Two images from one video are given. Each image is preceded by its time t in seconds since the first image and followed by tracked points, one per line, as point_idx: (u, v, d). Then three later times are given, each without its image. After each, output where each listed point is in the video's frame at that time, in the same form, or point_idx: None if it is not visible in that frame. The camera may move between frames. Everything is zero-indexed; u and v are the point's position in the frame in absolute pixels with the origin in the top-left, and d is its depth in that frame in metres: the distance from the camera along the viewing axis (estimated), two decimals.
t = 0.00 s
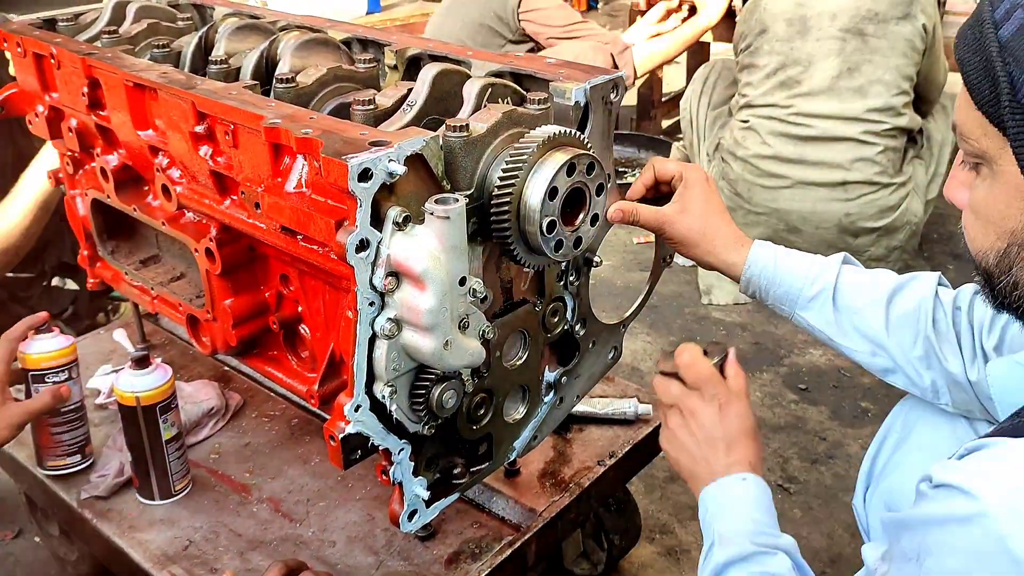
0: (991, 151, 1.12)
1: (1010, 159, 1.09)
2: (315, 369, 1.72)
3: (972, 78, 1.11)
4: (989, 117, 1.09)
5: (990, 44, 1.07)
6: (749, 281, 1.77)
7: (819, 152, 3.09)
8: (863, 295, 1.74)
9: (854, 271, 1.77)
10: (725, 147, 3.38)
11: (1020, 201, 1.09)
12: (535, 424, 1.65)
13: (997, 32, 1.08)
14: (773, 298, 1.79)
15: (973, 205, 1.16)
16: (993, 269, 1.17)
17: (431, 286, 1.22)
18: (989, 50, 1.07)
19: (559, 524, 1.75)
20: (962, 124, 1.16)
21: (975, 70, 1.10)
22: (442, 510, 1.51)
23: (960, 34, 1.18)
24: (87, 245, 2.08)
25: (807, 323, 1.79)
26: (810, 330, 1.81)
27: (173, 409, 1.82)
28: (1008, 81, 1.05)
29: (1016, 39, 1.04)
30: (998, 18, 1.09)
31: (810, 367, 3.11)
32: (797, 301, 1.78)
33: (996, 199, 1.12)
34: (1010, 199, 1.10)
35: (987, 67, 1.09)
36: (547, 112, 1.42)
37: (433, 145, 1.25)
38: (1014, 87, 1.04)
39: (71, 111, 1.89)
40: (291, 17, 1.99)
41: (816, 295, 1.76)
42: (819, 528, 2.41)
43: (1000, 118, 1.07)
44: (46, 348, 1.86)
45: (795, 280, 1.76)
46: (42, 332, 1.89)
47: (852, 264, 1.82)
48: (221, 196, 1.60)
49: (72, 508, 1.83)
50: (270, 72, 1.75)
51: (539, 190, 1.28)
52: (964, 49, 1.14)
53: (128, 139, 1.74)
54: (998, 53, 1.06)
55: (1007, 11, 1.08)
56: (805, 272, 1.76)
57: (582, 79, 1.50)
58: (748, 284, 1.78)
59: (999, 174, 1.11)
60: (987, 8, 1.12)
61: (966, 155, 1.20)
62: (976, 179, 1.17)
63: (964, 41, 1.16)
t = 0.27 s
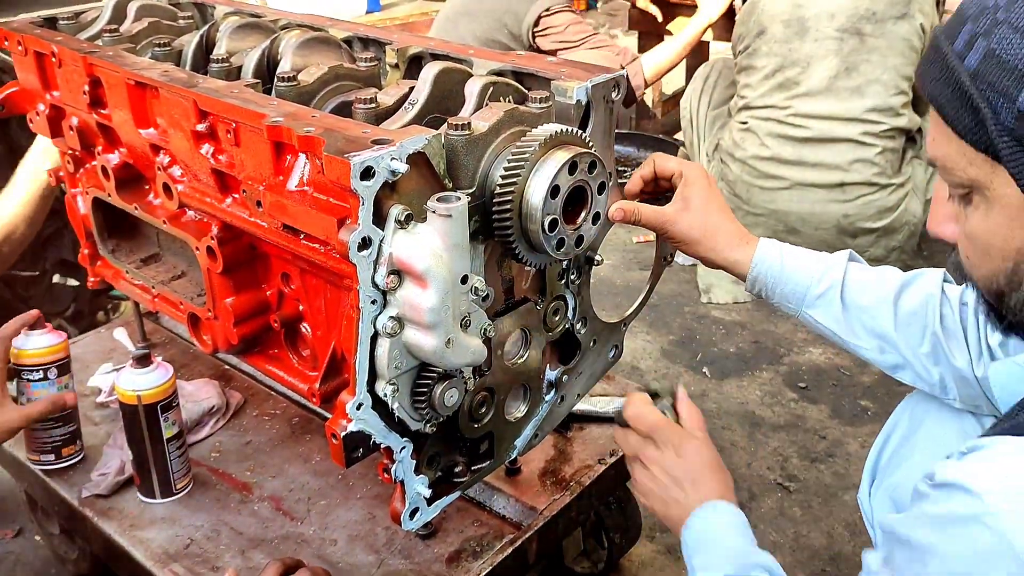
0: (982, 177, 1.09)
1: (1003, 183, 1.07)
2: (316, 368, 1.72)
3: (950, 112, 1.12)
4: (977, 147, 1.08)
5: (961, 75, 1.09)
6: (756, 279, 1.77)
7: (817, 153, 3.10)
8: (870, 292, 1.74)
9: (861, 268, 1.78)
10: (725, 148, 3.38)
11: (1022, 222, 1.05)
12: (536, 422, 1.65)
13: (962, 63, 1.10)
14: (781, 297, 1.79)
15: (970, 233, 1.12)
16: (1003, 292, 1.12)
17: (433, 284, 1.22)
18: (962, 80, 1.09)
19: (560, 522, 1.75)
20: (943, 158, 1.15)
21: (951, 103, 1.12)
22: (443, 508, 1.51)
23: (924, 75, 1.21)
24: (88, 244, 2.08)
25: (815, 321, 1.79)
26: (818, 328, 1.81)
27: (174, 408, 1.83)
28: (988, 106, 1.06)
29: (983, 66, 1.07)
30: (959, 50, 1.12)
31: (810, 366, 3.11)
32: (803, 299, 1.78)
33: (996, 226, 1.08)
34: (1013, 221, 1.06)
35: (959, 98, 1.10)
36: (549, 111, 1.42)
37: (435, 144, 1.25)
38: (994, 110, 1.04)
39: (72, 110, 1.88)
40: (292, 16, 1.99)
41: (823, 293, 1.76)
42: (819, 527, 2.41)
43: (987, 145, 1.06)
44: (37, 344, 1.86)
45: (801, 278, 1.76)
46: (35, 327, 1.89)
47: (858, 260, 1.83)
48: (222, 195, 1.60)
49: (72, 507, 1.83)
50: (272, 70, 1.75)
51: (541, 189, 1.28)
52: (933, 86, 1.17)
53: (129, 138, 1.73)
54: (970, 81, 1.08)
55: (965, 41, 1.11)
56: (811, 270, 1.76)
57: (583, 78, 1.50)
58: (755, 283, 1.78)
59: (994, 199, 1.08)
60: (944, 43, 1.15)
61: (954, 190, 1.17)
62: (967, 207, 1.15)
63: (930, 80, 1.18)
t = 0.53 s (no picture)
0: (984, 324, 0.92)
1: (1012, 326, 0.90)
2: (316, 364, 1.72)
3: (925, 261, 0.90)
4: (977, 294, 0.88)
5: (926, 221, 0.86)
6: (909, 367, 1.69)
7: (813, 150, 3.09)
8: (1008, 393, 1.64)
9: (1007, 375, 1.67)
10: (723, 146, 3.39)
11: None
12: (536, 419, 1.65)
13: (917, 205, 0.87)
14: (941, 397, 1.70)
15: (978, 378, 1.00)
16: None
17: (434, 279, 1.21)
18: (931, 228, 0.86)
19: (560, 518, 1.75)
20: (929, 306, 0.96)
21: (923, 251, 0.89)
22: (443, 504, 1.51)
23: (859, 220, 0.97)
24: (87, 241, 2.08)
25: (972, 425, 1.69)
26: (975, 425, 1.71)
27: (174, 404, 1.83)
28: (982, 252, 0.84)
29: (950, 205, 0.84)
30: (906, 191, 0.89)
31: (809, 363, 3.12)
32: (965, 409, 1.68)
33: (1015, 367, 0.93)
34: None
35: (929, 243, 0.88)
36: (550, 107, 1.43)
37: (436, 139, 1.25)
38: (987, 250, 0.84)
39: (71, 106, 1.88)
40: (292, 12, 1.98)
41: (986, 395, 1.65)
42: (819, 523, 2.42)
43: (990, 291, 0.86)
44: None
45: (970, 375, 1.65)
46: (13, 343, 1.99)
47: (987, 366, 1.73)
48: (222, 191, 1.59)
49: (73, 503, 1.83)
50: (272, 66, 1.75)
51: (541, 185, 1.28)
52: (883, 230, 0.93)
53: (128, 134, 1.73)
54: (940, 224, 0.86)
55: (912, 178, 0.87)
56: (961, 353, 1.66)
57: (583, 73, 1.50)
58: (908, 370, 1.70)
59: (1005, 342, 0.92)
60: (880, 181, 0.92)
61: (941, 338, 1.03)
62: (963, 352, 1.01)
63: (870, 224, 0.95)
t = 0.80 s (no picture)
0: (871, 380, 1.05)
1: (893, 379, 1.03)
2: (320, 356, 1.72)
3: (807, 323, 1.03)
4: (853, 351, 1.02)
5: (801, 286, 1.00)
6: None
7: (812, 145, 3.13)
8: None
9: None
10: (722, 140, 3.41)
11: (926, 413, 1.01)
12: (539, 410, 1.66)
13: (797, 272, 1.01)
14: None
15: (882, 430, 1.09)
16: (941, 478, 1.07)
17: (439, 270, 1.22)
18: (805, 292, 1.00)
19: (562, 509, 1.76)
20: (824, 362, 1.08)
21: (803, 314, 1.03)
22: (447, 494, 1.52)
23: (759, 280, 1.11)
24: (90, 234, 2.08)
25: None
26: None
27: (178, 396, 1.84)
28: (846, 315, 0.98)
29: (821, 272, 0.98)
30: (788, 258, 1.02)
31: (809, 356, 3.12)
32: None
33: (903, 419, 1.04)
34: (917, 412, 1.02)
35: (809, 309, 1.02)
36: (553, 98, 1.43)
37: (441, 130, 1.25)
38: (853, 315, 0.97)
39: (75, 99, 1.88)
40: (294, 5, 1.99)
41: None
42: (819, 515, 2.43)
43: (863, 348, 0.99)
44: None
45: None
46: None
47: None
48: (226, 183, 1.60)
49: (77, 495, 1.83)
50: (275, 59, 1.75)
51: (545, 177, 1.28)
52: (774, 297, 1.07)
53: (132, 127, 1.74)
54: (814, 289, 0.99)
55: (791, 245, 1.01)
56: None
57: (586, 66, 1.51)
58: None
59: (893, 396, 1.04)
60: (768, 252, 1.05)
61: (846, 390, 1.12)
62: (866, 403, 1.10)
63: (767, 285, 1.09)
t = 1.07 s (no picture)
0: (893, 322, 1.04)
1: (917, 323, 1.02)
2: (323, 352, 1.73)
3: (843, 261, 1.02)
4: (886, 294, 1.01)
5: (843, 223, 0.98)
6: None
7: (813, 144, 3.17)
8: None
9: None
10: (723, 138, 3.43)
11: (947, 360, 1.01)
12: (542, 406, 1.67)
13: (839, 210, 0.99)
14: None
15: (894, 373, 1.10)
16: (948, 428, 1.08)
17: (444, 265, 1.23)
18: (846, 230, 0.98)
19: (565, 505, 1.77)
20: (848, 300, 1.07)
21: (841, 251, 1.01)
22: (451, 489, 1.53)
23: (791, 215, 1.10)
24: (94, 230, 2.09)
25: None
26: None
27: (182, 392, 1.84)
28: (886, 256, 0.96)
29: (864, 211, 0.96)
30: (829, 196, 1.01)
31: (810, 353, 3.13)
32: None
33: (919, 365, 1.05)
34: (936, 358, 1.02)
35: (847, 245, 1.00)
36: (558, 94, 1.44)
37: (446, 126, 1.26)
38: (891, 257, 0.96)
39: (78, 96, 1.89)
40: (297, 2, 1.99)
41: None
42: (820, 511, 2.43)
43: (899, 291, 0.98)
44: None
45: None
46: None
47: None
48: (230, 179, 1.61)
49: (80, 490, 1.84)
50: (279, 55, 1.76)
51: (550, 173, 1.29)
52: (811, 235, 1.05)
53: (137, 123, 1.74)
54: (855, 229, 0.98)
55: (834, 181, 0.99)
56: None
57: (590, 63, 1.51)
58: None
59: (914, 340, 1.04)
60: (809, 188, 1.04)
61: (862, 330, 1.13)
62: (881, 346, 1.11)
63: (801, 222, 1.07)
